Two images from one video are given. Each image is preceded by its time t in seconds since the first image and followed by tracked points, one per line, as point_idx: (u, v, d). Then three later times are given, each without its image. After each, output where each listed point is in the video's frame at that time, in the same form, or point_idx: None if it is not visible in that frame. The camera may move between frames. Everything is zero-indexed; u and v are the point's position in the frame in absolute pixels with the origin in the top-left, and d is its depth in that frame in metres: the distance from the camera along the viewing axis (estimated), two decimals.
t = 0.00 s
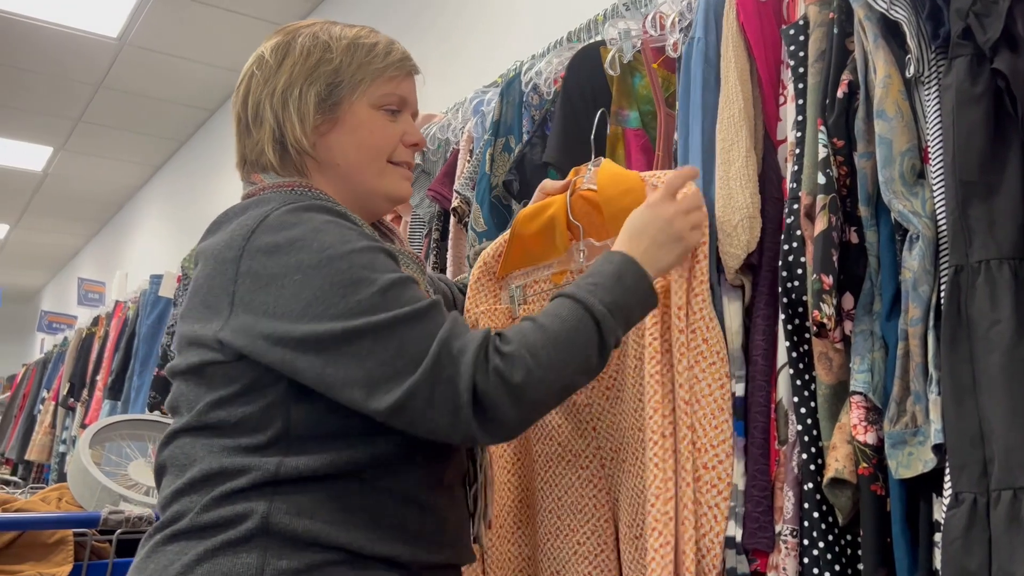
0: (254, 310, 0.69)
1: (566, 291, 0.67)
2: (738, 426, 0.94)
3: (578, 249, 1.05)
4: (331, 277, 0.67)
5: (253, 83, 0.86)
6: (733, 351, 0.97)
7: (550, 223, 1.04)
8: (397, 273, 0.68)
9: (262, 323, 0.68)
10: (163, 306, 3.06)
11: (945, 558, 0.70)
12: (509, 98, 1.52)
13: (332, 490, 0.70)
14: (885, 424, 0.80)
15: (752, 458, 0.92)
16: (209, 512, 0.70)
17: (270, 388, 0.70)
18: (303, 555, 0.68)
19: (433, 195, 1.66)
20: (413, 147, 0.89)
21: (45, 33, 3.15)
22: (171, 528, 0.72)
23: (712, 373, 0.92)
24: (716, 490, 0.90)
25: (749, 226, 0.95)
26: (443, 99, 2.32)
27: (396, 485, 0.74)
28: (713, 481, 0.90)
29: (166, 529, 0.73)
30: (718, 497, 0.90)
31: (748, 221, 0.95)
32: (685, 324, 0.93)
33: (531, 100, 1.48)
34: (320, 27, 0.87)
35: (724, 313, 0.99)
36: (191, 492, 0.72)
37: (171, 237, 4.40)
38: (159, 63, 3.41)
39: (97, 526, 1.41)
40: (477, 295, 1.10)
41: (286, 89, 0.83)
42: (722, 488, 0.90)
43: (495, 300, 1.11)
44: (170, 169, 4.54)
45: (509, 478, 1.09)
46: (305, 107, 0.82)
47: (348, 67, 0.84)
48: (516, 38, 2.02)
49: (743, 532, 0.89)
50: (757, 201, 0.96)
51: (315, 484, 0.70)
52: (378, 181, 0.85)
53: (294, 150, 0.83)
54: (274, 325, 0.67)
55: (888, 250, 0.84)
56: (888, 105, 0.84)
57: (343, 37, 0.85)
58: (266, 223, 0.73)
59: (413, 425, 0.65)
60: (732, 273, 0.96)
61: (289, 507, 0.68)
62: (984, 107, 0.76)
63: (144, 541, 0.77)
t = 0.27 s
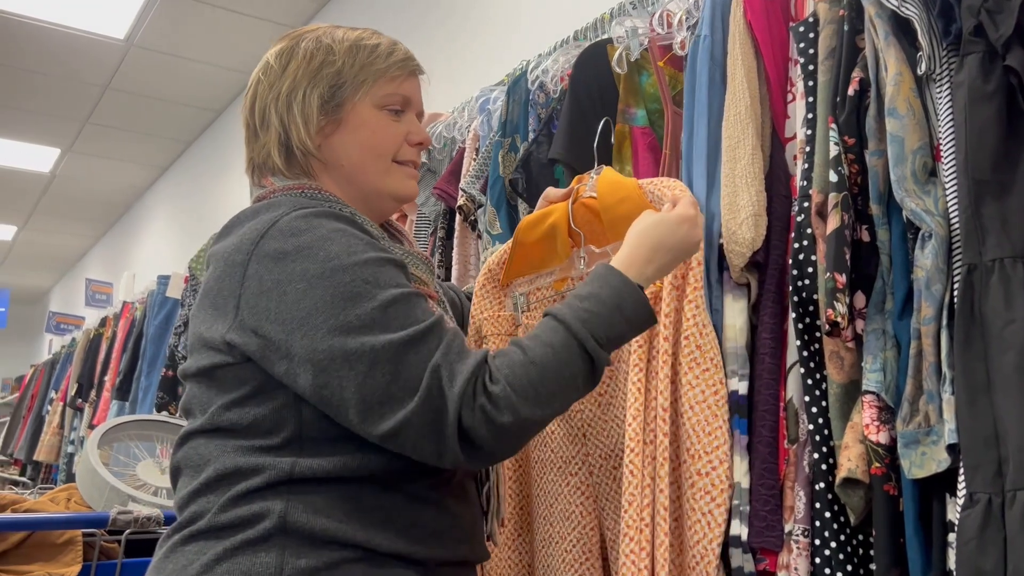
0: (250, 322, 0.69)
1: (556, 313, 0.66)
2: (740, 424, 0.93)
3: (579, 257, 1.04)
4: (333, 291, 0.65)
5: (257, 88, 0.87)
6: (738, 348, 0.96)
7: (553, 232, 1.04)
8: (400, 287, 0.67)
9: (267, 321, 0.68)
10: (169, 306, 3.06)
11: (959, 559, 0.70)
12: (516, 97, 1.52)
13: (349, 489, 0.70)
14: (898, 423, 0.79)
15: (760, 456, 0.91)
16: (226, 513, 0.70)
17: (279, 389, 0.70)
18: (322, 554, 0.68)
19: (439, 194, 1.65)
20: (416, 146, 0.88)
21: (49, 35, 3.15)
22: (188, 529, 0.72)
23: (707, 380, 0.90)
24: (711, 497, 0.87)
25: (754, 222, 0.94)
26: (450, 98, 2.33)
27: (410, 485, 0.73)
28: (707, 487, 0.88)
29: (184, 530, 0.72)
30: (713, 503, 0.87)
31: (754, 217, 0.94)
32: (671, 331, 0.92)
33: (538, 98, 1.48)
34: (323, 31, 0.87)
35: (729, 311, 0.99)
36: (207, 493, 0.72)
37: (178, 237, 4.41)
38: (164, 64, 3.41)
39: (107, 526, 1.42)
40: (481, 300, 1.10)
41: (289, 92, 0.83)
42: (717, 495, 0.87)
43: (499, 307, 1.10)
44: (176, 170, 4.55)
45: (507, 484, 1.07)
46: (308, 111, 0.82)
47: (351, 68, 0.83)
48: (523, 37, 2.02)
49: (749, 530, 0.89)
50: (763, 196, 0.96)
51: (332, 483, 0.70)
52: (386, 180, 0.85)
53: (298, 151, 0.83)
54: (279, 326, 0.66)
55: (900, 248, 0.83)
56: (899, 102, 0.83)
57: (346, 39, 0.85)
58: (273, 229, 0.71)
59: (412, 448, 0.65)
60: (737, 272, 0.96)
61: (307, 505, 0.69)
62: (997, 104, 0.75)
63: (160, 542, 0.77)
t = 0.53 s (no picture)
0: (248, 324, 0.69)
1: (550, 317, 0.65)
2: (748, 422, 0.93)
3: (581, 261, 1.05)
4: (330, 294, 0.65)
5: (255, 92, 0.85)
6: (745, 347, 0.96)
7: (554, 236, 1.04)
8: (397, 290, 0.67)
9: (262, 324, 0.67)
10: (174, 307, 3.07)
11: (968, 558, 0.70)
12: (520, 95, 1.52)
13: (350, 490, 0.70)
14: (906, 423, 0.79)
15: (769, 457, 0.91)
16: (228, 514, 0.70)
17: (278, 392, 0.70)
18: (322, 555, 0.68)
19: (442, 192, 1.66)
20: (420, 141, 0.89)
21: (53, 36, 3.15)
22: (191, 530, 0.72)
23: (718, 393, 0.90)
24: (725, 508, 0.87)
25: (760, 223, 0.93)
26: (453, 97, 2.32)
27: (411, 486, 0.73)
28: (723, 499, 0.87)
29: (187, 531, 0.73)
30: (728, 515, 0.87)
31: (761, 217, 0.94)
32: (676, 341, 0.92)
33: (542, 96, 1.48)
34: (318, 30, 0.86)
35: (738, 310, 0.98)
36: (208, 494, 0.72)
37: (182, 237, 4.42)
38: (167, 64, 3.42)
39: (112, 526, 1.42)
40: (485, 304, 1.09)
41: (292, 95, 0.82)
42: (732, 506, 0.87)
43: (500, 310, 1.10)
44: (180, 170, 4.56)
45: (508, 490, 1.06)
46: (313, 112, 0.81)
47: (352, 67, 0.83)
48: (526, 35, 2.02)
49: (759, 531, 0.89)
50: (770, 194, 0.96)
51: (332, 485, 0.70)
52: (389, 180, 0.85)
53: (305, 153, 0.83)
54: (281, 330, 0.66)
55: (908, 247, 0.83)
56: (907, 101, 0.82)
57: (342, 37, 0.85)
58: (272, 230, 0.71)
59: (408, 450, 0.64)
60: (744, 271, 0.95)
61: (306, 507, 0.68)
62: (1005, 103, 0.75)
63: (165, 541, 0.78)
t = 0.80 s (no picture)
0: (246, 328, 0.69)
1: (549, 321, 0.66)
2: (749, 421, 0.93)
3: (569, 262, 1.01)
4: (328, 298, 0.65)
5: (243, 99, 0.85)
6: (745, 347, 0.96)
7: (541, 237, 1.02)
8: (396, 294, 0.67)
9: (261, 327, 0.67)
10: (176, 307, 3.07)
11: (974, 558, 0.70)
12: (523, 94, 1.51)
13: (351, 492, 0.70)
14: (911, 422, 0.79)
15: (773, 456, 0.91)
16: (227, 516, 0.70)
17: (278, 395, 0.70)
18: (324, 556, 0.68)
19: (444, 191, 1.66)
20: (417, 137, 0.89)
21: (56, 36, 3.16)
22: (192, 531, 0.72)
23: (705, 402, 0.80)
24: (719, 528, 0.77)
25: (765, 223, 0.93)
26: (455, 96, 2.33)
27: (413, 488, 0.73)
28: (717, 515, 0.77)
29: (187, 532, 0.73)
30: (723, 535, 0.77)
31: (765, 217, 0.94)
32: (657, 348, 0.83)
33: (545, 96, 1.47)
34: (295, 29, 0.86)
35: (739, 309, 0.98)
36: (209, 495, 0.72)
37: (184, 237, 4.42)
38: (169, 64, 3.41)
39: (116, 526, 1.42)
40: (477, 305, 1.06)
41: (282, 96, 0.82)
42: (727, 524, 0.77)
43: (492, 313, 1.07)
44: (182, 169, 4.56)
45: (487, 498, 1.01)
46: (308, 109, 0.81)
47: (340, 59, 0.83)
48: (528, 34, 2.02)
49: (763, 530, 0.89)
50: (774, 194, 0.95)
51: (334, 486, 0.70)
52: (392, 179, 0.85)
53: (304, 151, 0.82)
54: (281, 335, 0.66)
55: (912, 246, 0.83)
56: (911, 99, 0.82)
57: (322, 33, 0.85)
58: (270, 233, 0.71)
59: (408, 455, 0.64)
60: (747, 270, 0.95)
61: (308, 509, 0.68)
62: (1010, 101, 0.74)
63: (166, 541, 0.78)
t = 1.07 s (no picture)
0: (239, 334, 0.69)
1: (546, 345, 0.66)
2: (750, 420, 0.93)
3: (571, 265, 0.99)
4: (322, 309, 0.65)
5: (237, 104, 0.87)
6: (746, 347, 0.96)
7: (544, 237, 1.01)
8: (392, 307, 0.66)
9: (255, 333, 0.67)
10: (177, 307, 3.07)
11: (975, 558, 0.69)
12: (524, 95, 1.51)
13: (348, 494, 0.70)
14: (912, 422, 0.79)
15: (774, 455, 0.91)
16: (223, 518, 0.70)
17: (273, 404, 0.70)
18: (323, 558, 0.68)
19: (446, 192, 1.66)
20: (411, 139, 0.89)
21: (58, 36, 3.16)
22: (188, 532, 0.72)
23: (717, 415, 0.78)
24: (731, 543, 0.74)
25: (765, 222, 0.93)
26: (456, 96, 2.33)
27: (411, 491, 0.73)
28: (729, 530, 0.74)
29: (184, 532, 0.73)
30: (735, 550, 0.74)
31: (765, 217, 0.93)
32: (666, 361, 0.80)
33: (547, 96, 1.48)
34: (283, 29, 0.87)
35: (740, 308, 0.98)
36: (205, 497, 0.72)
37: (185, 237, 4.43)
38: (171, 64, 3.42)
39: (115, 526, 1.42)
40: (475, 304, 1.06)
41: (264, 99, 0.84)
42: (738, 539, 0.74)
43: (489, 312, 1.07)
44: (183, 169, 4.57)
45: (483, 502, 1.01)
46: (283, 109, 0.82)
47: (314, 54, 0.83)
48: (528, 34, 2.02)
49: (765, 529, 0.89)
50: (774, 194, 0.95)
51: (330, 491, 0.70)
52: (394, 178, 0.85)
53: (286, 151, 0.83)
54: (275, 344, 0.65)
55: (913, 246, 0.83)
56: (912, 99, 0.82)
57: (303, 29, 0.85)
58: (267, 237, 0.70)
59: (398, 472, 0.65)
60: (748, 270, 0.95)
61: (304, 513, 0.68)
62: (1011, 100, 0.74)
63: (164, 540, 0.78)
